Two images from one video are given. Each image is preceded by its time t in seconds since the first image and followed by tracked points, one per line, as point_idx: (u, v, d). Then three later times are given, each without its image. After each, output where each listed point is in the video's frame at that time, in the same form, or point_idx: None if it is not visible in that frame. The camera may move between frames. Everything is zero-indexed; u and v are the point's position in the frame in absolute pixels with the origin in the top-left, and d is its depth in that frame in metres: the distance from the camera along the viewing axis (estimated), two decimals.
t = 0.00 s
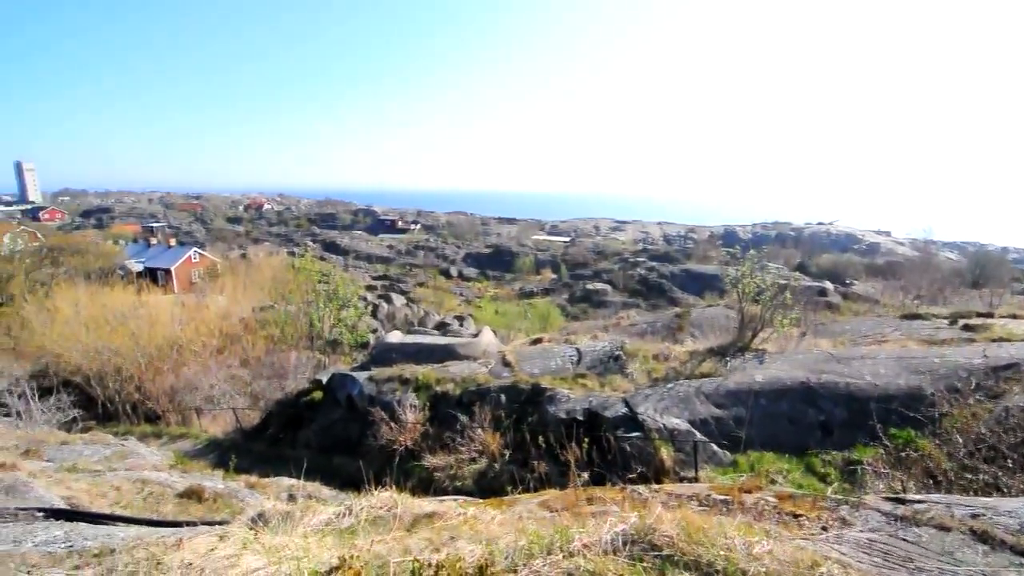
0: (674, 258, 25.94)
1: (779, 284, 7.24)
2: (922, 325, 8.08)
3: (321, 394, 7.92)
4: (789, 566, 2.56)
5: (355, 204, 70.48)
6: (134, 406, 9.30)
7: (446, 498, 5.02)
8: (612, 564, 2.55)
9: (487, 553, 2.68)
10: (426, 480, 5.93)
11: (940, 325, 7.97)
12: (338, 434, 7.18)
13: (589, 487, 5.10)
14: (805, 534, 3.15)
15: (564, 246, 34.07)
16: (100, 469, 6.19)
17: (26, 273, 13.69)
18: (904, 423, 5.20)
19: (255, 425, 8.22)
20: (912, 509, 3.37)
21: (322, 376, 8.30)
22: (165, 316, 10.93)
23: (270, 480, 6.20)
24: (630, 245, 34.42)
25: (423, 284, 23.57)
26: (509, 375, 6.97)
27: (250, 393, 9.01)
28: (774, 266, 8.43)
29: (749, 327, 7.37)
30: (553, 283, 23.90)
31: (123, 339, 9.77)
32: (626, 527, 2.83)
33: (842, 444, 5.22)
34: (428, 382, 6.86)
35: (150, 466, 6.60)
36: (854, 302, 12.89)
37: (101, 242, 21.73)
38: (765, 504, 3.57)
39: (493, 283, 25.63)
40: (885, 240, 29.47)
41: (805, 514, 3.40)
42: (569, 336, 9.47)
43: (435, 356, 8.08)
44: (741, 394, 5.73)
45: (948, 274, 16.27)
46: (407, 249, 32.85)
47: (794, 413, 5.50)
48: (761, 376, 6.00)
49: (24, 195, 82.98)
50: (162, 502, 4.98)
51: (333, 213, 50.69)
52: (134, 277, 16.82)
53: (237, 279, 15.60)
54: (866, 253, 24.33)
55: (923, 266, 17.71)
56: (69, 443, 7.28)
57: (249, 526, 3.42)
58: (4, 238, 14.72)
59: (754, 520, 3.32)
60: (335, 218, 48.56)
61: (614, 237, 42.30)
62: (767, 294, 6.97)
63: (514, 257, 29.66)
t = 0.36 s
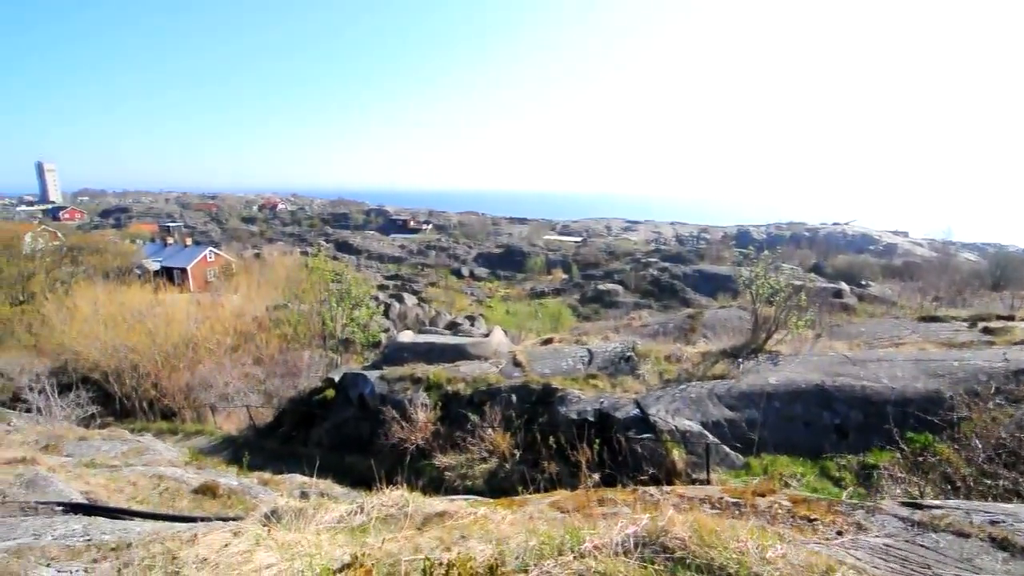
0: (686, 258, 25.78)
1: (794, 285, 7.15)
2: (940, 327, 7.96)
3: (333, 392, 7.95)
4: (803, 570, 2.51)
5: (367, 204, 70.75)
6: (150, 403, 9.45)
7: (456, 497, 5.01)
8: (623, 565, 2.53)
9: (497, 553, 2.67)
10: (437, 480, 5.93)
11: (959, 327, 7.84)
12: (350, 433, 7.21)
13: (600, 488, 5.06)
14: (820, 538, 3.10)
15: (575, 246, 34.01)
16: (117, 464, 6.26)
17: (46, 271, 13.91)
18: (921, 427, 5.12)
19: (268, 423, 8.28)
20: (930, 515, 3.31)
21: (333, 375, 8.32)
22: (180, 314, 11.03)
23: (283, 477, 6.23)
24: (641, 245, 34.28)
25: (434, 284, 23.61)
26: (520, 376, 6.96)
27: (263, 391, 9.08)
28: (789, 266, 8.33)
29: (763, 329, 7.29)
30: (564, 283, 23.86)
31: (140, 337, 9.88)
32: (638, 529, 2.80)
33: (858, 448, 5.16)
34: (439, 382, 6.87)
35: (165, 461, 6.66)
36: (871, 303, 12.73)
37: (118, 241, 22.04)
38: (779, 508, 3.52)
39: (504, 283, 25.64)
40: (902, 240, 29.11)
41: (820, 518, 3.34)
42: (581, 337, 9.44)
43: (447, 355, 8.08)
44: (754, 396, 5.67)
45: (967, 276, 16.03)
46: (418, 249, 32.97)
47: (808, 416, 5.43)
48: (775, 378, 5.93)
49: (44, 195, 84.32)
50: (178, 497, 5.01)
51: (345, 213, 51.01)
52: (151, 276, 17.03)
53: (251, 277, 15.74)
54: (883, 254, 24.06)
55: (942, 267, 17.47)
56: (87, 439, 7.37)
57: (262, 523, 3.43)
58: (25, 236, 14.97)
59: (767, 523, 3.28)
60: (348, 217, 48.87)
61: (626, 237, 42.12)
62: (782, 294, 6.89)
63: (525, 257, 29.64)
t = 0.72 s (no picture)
0: (700, 258, 25.62)
1: (809, 287, 7.07)
2: (960, 330, 7.83)
3: (346, 390, 7.98)
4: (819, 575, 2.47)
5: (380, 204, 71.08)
6: (167, 400, 9.57)
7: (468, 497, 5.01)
8: (635, 567, 2.50)
9: (508, 553, 2.65)
10: (448, 479, 5.93)
11: (979, 330, 7.70)
12: (362, 431, 7.23)
13: (611, 490, 5.04)
14: (835, 543, 3.05)
15: (587, 246, 33.94)
16: (135, 460, 6.33)
17: (68, 269, 14.15)
18: (940, 432, 5.04)
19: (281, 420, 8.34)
20: (949, 521, 3.24)
21: (346, 374, 8.36)
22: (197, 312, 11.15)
23: (296, 474, 6.27)
24: (654, 245, 34.13)
25: (446, 284, 23.66)
26: (532, 376, 6.95)
27: (277, 389, 9.15)
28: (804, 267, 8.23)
29: (777, 331, 7.21)
30: (576, 283, 23.82)
31: (158, 334, 10.00)
32: (650, 531, 2.77)
33: (875, 453, 5.08)
34: (450, 381, 6.87)
35: (182, 457, 6.72)
36: (889, 305, 12.55)
37: (136, 240, 22.37)
38: (793, 512, 3.47)
39: (516, 283, 25.66)
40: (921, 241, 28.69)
41: (836, 522, 3.29)
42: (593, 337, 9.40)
43: (459, 355, 8.09)
44: (768, 398, 5.60)
45: (988, 277, 15.77)
46: (431, 249, 33.08)
47: (823, 419, 5.36)
48: (790, 380, 5.86)
49: (64, 195, 85.71)
50: (194, 492, 5.05)
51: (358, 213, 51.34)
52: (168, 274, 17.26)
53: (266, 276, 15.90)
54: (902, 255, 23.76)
55: (962, 269, 17.21)
56: (106, 434, 7.46)
57: (275, 520, 3.45)
58: (47, 235, 15.22)
59: (782, 527, 3.23)
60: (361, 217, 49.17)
61: (638, 237, 41.92)
62: (797, 296, 6.81)
63: (537, 257, 29.59)
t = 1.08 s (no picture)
0: (713, 259, 25.45)
1: (825, 288, 6.98)
2: (979, 332, 7.69)
3: (358, 389, 8.01)
4: None
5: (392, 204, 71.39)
6: (184, 396, 9.65)
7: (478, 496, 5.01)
8: (646, 569, 2.48)
9: (518, 553, 2.64)
10: (459, 478, 5.93)
11: (999, 333, 7.56)
12: (374, 429, 7.25)
13: (622, 491, 5.00)
14: (851, 548, 3.00)
15: (599, 246, 33.84)
16: (152, 456, 6.40)
17: (87, 268, 14.34)
18: (958, 436, 4.95)
19: (294, 418, 8.38)
20: (968, 527, 3.18)
21: (358, 372, 8.39)
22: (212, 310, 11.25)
23: (308, 472, 6.29)
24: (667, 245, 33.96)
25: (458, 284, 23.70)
26: (543, 376, 6.93)
27: (290, 387, 9.21)
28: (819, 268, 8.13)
29: (792, 332, 7.13)
30: (587, 283, 23.77)
31: (174, 332, 10.10)
32: (661, 532, 2.75)
33: (891, 457, 5.01)
34: (461, 381, 6.86)
35: (197, 453, 6.78)
36: (906, 307, 12.38)
37: (153, 239, 22.64)
38: (808, 516, 3.42)
39: (527, 283, 25.64)
40: (939, 241, 28.29)
41: (851, 527, 3.24)
42: (605, 337, 9.36)
43: (470, 354, 8.08)
44: (782, 401, 5.54)
45: (1009, 279, 15.51)
46: (442, 249, 33.17)
47: (839, 423, 5.29)
48: (804, 382, 5.79)
49: (83, 195, 86.97)
50: (208, 489, 5.09)
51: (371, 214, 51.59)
52: (184, 273, 17.45)
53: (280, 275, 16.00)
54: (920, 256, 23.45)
55: (982, 270, 16.95)
56: (124, 430, 7.55)
57: (288, 516, 3.46)
58: (67, 234, 15.44)
59: (796, 531, 3.18)
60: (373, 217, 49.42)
61: (650, 237, 41.74)
62: (812, 297, 6.73)
63: (549, 257, 29.55)
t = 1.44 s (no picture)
0: (726, 259, 25.27)
1: (840, 289, 6.89)
2: (998, 335, 7.56)
3: (369, 387, 8.04)
4: None
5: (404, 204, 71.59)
6: (198, 393, 9.72)
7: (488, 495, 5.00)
8: (658, 571, 2.45)
9: (529, 553, 2.62)
10: (469, 478, 5.93)
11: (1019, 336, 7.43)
12: (385, 428, 7.26)
13: (633, 492, 4.97)
14: (867, 553, 2.95)
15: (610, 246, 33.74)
16: (167, 451, 6.46)
17: (105, 266, 14.52)
18: (977, 441, 4.86)
19: (306, 416, 8.43)
20: (986, 533, 3.12)
21: (370, 371, 8.42)
22: (226, 309, 11.34)
23: (319, 469, 6.32)
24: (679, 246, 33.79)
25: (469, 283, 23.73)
26: (553, 376, 6.91)
27: (303, 385, 9.26)
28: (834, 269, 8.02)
29: (806, 334, 7.04)
30: (598, 283, 23.71)
31: (189, 330, 10.21)
32: (673, 535, 2.72)
33: (908, 461, 4.93)
34: (472, 380, 6.86)
35: (212, 450, 6.84)
36: (923, 309, 12.20)
37: (169, 238, 22.90)
38: (822, 520, 3.37)
39: (538, 283, 25.62)
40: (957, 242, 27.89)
41: (866, 532, 3.19)
42: (616, 338, 9.32)
43: (481, 354, 8.08)
44: (795, 403, 5.47)
45: None
46: (453, 248, 33.23)
47: (854, 426, 5.22)
48: (818, 385, 5.72)
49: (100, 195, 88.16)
50: (222, 484, 5.12)
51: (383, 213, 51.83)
52: (199, 272, 17.63)
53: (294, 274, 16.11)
54: (938, 257, 23.13)
55: (1002, 271, 16.69)
56: (140, 426, 7.63)
57: (300, 513, 3.47)
58: (85, 233, 15.66)
59: (810, 535, 3.14)
60: (385, 217, 49.63)
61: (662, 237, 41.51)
62: (827, 298, 6.64)
63: (560, 256, 29.51)
